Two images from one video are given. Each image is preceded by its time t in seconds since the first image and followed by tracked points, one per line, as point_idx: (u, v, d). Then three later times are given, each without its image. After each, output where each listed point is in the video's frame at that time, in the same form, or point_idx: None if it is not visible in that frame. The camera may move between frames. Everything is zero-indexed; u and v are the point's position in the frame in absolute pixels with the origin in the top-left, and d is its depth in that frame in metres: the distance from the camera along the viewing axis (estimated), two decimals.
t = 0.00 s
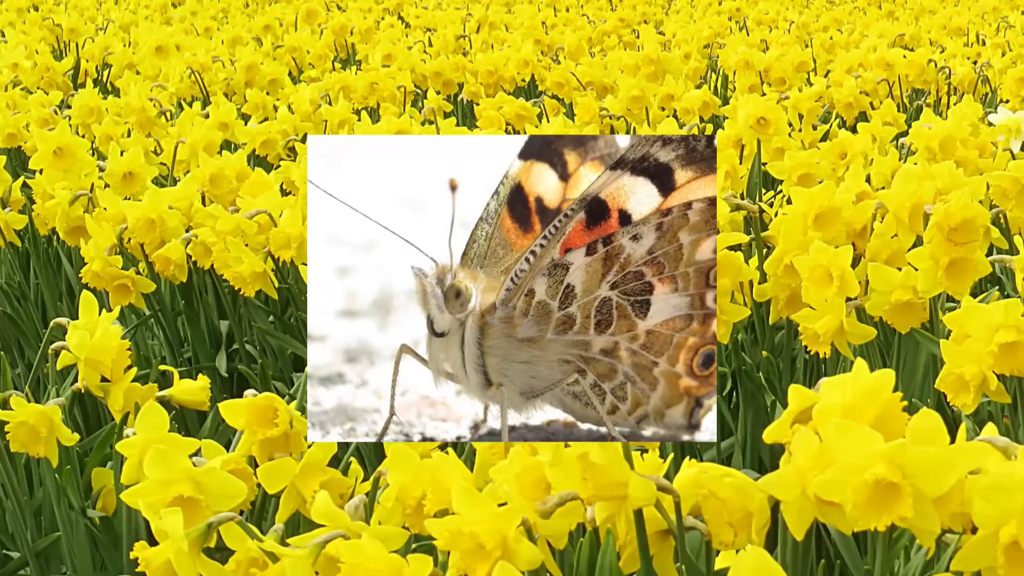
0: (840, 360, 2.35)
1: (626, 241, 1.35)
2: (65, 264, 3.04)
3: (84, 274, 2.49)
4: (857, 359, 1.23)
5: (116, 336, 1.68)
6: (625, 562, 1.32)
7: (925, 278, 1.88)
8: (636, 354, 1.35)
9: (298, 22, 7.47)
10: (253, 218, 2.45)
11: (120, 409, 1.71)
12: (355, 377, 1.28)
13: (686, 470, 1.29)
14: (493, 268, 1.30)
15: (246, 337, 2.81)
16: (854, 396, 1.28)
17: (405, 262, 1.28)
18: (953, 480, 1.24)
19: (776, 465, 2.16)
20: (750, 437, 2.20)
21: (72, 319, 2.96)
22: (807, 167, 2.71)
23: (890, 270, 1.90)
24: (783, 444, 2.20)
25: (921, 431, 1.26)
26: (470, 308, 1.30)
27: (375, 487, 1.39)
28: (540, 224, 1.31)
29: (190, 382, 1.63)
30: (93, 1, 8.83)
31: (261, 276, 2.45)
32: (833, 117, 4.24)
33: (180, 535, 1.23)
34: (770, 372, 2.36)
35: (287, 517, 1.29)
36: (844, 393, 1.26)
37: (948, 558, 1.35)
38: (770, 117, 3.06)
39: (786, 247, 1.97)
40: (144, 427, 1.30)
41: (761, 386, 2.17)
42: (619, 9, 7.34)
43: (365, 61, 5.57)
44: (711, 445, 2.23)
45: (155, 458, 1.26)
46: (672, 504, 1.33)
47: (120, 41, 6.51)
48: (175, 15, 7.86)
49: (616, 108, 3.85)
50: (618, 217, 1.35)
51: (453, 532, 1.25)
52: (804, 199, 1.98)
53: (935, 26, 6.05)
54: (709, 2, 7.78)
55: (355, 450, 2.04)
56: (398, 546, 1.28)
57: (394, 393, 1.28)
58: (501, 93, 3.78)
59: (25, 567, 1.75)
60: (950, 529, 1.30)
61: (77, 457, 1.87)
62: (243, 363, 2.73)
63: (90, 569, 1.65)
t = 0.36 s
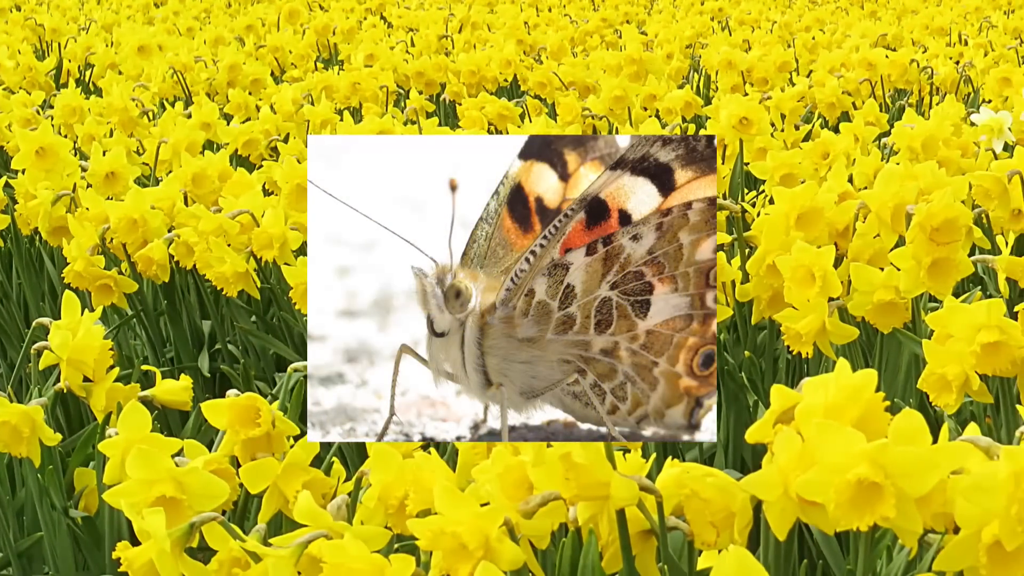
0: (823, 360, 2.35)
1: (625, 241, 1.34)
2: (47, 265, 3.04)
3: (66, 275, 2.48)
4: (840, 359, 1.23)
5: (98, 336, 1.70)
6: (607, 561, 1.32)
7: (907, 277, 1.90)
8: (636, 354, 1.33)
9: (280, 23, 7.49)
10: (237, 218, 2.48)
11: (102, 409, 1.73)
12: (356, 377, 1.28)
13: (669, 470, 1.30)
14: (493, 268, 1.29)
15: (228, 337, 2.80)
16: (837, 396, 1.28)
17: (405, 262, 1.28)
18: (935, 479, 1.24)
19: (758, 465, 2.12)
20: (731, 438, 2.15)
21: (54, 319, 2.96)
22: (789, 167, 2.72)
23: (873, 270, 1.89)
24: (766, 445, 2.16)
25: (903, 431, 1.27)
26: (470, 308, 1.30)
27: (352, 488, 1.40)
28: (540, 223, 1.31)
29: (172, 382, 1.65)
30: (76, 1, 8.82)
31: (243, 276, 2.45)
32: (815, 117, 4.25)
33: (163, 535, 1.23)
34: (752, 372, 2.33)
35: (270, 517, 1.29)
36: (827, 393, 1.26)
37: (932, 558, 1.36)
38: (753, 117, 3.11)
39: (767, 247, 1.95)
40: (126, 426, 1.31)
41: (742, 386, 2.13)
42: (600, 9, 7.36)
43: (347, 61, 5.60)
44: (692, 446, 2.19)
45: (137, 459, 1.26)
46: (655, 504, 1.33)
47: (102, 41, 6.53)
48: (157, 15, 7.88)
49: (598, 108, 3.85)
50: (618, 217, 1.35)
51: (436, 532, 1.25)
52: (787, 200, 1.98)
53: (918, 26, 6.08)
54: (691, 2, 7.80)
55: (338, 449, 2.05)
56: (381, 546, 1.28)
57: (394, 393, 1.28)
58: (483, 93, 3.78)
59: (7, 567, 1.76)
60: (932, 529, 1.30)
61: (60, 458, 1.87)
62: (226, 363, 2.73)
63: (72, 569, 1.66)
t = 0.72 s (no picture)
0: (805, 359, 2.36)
1: (625, 241, 1.36)
2: (29, 265, 3.04)
3: (49, 275, 2.53)
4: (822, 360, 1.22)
5: (82, 335, 1.72)
6: (590, 561, 1.32)
7: (890, 277, 1.90)
8: (636, 354, 1.33)
9: (263, 23, 7.53)
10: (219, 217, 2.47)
11: (84, 409, 1.75)
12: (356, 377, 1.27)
13: (651, 470, 1.30)
14: (493, 268, 1.30)
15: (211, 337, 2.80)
16: (820, 396, 1.27)
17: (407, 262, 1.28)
18: (917, 480, 1.23)
19: (741, 465, 2.13)
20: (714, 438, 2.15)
21: (36, 320, 2.97)
22: (771, 167, 2.72)
23: (854, 271, 1.90)
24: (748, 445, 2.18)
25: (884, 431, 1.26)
26: (470, 308, 1.29)
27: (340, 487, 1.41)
28: (540, 224, 1.32)
29: (155, 382, 1.66)
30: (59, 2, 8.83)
31: (226, 276, 2.47)
32: (798, 117, 4.27)
33: (145, 535, 1.23)
34: (734, 373, 2.34)
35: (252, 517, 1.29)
36: (809, 393, 1.25)
37: (915, 559, 1.37)
38: (736, 117, 3.16)
39: (751, 246, 1.97)
40: (108, 426, 1.31)
41: (725, 387, 2.14)
42: (582, 9, 7.39)
43: (330, 61, 5.63)
44: (675, 446, 2.19)
45: (120, 458, 1.26)
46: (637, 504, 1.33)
47: (85, 41, 6.56)
48: (139, 15, 7.89)
49: (581, 108, 3.87)
50: (618, 217, 1.37)
51: (418, 532, 1.25)
52: (770, 199, 1.99)
53: (900, 27, 6.11)
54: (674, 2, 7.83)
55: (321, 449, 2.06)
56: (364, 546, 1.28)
57: (394, 393, 1.27)
58: (465, 93, 3.80)
59: None
60: (915, 529, 1.29)
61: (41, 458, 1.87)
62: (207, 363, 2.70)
63: (54, 569, 1.66)
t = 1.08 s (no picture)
0: (787, 359, 2.36)
1: (625, 241, 1.21)
2: (11, 265, 3.04)
3: (31, 274, 2.51)
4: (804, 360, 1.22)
5: (64, 335, 1.73)
6: (572, 561, 1.33)
7: (873, 277, 1.90)
8: (636, 354, 1.21)
9: (246, 22, 7.57)
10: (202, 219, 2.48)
11: (66, 409, 1.76)
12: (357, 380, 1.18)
13: (634, 470, 1.29)
14: (493, 268, 1.16)
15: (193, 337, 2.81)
16: (802, 396, 1.27)
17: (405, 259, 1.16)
18: (899, 480, 1.23)
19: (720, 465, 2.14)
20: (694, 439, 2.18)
21: (18, 319, 2.97)
22: (754, 167, 2.72)
23: (837, 271, 1.92)
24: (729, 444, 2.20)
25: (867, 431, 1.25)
26: (470, 308, 1.16)
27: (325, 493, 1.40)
28: (539, 223, 1.17)
29: (137, 382, 1.67)
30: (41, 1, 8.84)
31: (208, 276, 2.47)
32: (780, 116, 4.29)
33: (127, 535, 1.22)
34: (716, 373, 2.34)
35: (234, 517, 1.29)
36: (791, 393, 1.25)
37: (898, 559, 1.37)
38: (718, 117, 3.18)
39: (732, 247, 1.92)
40: (90, 426, 1.31)
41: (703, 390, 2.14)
42: (564, 9, 7.42)
43: (312, 60, 5.67)
44: (656, 445, 2.20)
45: (103, 458, 1.26)
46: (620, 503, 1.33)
47: (67, 41, 6.60)
48: (122, 14, 7.91)
49: (564, 108, 3.88)
50: (618, 217, 1.20)
51: (401, 531, 1.25)
52: (752, 199, 2.00)
53: (882, 27, 6.14)
54: (657, 2, 7.87)
55: (302, 449, 2.08)
56: (346, 546, 1.28)
57: (394, 392, 1.17)
58: (448, 93, 3.81)
59: None
60: (898, 529, 1.29)
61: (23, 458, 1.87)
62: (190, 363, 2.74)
63: (36, 569, 1.68)
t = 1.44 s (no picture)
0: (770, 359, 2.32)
1: (626, 242, 1.37)
2: None
3: (13, 275, 2.51)
4: (787, 361, 1.21)
5: (46, 335, 1.73)
6: (555, 561, 1.33)
7: (855, 277, 1.90)
8: (632, 352, 1.44)
9: (228, 22, 7.60)
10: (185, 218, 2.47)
11: (49, 409, 1.76)
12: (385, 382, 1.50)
13: (616, 470, 1.27)
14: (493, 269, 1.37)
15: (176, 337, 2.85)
16: (784, 396, 1.26)
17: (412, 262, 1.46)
18: (882, 480, 1.22)
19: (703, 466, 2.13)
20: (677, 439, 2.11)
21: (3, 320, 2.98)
22: (737, 167, 2.69)
23: (819, 271, 1.90)
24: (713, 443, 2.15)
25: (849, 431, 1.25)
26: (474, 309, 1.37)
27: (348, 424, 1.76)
28: (539, 226, 1.39)
29: (120, 383, 1.68)
30: (24, 1, 8.85)
31: (190, 276, 2.45)
32: (762, 117, 4.31)
33: (110, 535, 1.22)
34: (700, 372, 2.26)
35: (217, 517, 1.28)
36: (774, 393, 1.24)
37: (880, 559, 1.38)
38: (700, 117, 3.10)
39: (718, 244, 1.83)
40: (73, 426, 1.31)
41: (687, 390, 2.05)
42: (547, 10, 7.45)
43: (296, 61, 5.69)
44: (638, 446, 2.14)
45: (85, 459, 1.26)
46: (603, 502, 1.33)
47: (51, 40, 6.61)
48: (105, 14, 7.93)
49: (547, 108, 3.89)
50: (617, 217, 1.37)
51: (383, 531, 1.25)
52: (734, 199, 1.96)
53: (864, 27, 6.18)
54: (640, 2, 7.90)
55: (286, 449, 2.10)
56: (329, 545, 1.29)
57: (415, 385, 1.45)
58: (431, 93, 3.82)
59: None
60: (879, 530, 1.28)
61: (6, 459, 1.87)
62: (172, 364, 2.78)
63: (19, 569, 1.70)
